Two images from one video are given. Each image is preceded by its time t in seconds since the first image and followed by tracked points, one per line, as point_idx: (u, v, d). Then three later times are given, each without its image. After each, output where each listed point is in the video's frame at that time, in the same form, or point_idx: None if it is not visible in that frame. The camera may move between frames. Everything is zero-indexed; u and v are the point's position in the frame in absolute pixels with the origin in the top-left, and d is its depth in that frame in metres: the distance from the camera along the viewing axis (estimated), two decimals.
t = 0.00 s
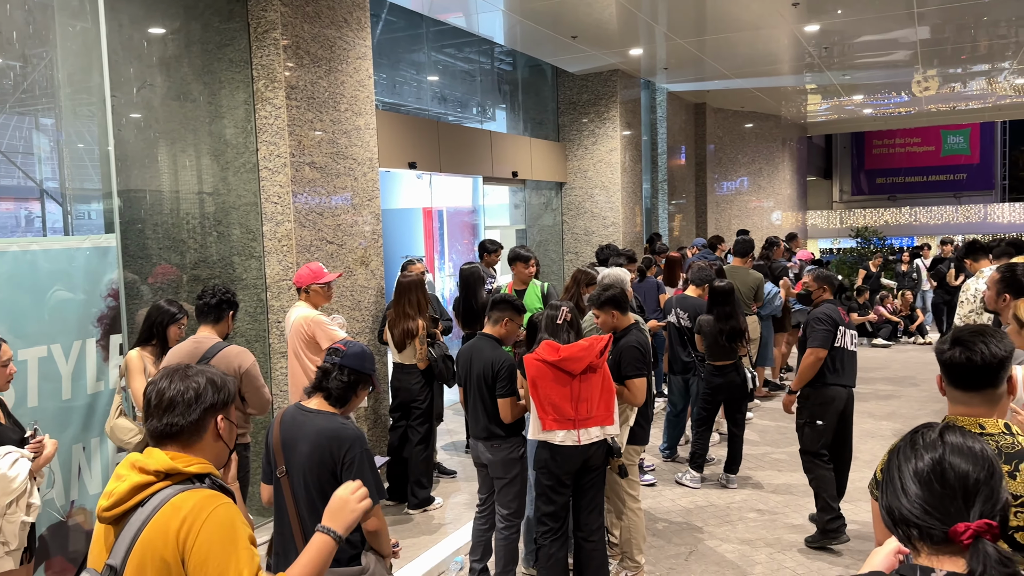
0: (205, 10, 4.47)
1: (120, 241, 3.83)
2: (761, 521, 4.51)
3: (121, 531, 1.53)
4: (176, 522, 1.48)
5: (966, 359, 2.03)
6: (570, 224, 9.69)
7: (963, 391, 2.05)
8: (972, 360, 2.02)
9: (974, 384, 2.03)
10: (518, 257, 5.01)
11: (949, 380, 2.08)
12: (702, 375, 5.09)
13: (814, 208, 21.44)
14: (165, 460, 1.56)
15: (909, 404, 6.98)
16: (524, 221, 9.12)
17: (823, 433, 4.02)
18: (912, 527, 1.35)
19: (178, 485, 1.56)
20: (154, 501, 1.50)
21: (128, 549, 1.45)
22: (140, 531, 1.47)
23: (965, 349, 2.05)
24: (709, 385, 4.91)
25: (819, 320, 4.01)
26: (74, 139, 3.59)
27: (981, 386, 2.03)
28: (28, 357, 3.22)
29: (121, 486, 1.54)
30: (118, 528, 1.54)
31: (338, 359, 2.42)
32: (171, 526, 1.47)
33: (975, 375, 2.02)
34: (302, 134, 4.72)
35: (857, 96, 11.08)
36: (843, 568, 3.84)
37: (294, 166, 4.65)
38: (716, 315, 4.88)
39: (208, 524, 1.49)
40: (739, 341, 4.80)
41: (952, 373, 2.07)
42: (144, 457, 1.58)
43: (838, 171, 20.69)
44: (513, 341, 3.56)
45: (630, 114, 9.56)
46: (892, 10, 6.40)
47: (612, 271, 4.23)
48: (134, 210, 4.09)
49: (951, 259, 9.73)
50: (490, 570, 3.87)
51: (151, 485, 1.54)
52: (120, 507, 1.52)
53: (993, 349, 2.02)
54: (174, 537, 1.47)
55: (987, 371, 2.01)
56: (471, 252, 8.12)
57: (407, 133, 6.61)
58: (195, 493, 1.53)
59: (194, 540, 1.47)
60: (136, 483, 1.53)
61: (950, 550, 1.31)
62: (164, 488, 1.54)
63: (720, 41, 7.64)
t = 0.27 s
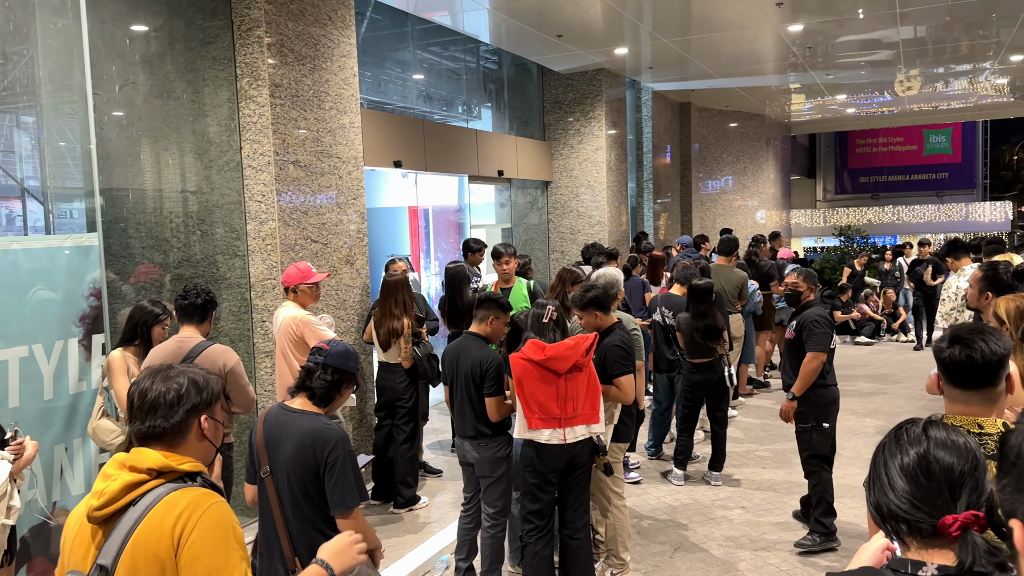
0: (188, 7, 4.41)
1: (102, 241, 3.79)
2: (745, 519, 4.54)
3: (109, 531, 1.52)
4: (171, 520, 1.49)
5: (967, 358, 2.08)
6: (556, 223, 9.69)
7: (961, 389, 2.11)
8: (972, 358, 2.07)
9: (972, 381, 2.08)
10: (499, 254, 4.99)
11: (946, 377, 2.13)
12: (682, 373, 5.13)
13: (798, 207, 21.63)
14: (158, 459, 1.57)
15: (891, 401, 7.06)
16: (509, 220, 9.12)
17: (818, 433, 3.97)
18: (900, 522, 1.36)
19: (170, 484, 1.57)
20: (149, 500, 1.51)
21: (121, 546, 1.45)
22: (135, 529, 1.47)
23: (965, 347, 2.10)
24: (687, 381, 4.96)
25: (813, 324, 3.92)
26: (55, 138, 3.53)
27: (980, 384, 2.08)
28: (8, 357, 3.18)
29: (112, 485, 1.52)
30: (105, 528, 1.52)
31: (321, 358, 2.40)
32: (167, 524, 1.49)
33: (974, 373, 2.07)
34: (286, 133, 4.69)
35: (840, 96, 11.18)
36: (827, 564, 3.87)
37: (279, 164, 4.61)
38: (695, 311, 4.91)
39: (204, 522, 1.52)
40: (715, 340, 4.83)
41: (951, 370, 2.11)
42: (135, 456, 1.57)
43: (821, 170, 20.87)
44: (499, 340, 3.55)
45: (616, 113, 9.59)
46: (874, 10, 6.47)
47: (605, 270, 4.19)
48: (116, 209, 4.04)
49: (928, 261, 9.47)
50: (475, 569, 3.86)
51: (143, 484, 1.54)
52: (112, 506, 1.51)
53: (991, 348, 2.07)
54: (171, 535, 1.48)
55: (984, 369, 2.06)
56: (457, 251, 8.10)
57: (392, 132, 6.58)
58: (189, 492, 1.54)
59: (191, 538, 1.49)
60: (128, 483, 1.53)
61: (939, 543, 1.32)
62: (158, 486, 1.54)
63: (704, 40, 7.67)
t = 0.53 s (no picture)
0: (171, 4, 4.36)
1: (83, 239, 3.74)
2: (730, 515, 4.57)
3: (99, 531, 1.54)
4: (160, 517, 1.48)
5: (987, 358, 2.17)
6: (541, 221, 9.69)
7: (973, 385, 2.23)
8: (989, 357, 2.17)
9: (987, 381, 2.19)
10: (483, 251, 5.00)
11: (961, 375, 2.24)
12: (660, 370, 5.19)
13: (782, 205, 21.81)
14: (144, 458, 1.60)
15: (874, 398, 7.14)
16: (495, 218, 9.10)
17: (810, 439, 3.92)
18: (885, 516, 1.37)
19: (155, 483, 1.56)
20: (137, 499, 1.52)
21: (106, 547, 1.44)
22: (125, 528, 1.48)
23: (981, 346, 2.20)
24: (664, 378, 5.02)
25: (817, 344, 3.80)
26: (36, 135, 3.48)
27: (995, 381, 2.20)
28: None
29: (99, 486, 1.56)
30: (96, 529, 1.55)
31: (303, 357, 2.40)
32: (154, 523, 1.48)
33: (990, 372, 2.17)
34: (270, 131, 4.65)
35: (823, 95, 11.28)
36: (811, 559, 3.90)
37: (262, 162, 4.57)
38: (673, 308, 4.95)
39: (194, 521, 1.50)
40: (683, 337, 4.89)
41: (968, 369, 2.22)
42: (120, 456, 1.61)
43: (805, 169, 21.04)
44: (484, 338, 3.55)
45: (601, 112, 9.61)
46: (856, 10, 6.54)
47: (589, 269, 4.19)
48: (98, 207, 3.99)
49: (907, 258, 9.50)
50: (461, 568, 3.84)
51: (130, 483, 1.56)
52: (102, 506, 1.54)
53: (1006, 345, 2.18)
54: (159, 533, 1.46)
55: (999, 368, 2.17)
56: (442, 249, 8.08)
57: (376, 129, 6.54)
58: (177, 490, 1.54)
59: (182, 540, 1.46)
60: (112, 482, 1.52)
61: (923, 537, 1.33)
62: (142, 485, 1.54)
63: (689, 39, 7.71)
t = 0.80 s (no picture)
0: None
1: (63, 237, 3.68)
2: (713, 512, 4.60)
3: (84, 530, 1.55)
4: (153, 519, 1.51)
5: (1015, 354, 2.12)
6: (525, 219, 9.69)
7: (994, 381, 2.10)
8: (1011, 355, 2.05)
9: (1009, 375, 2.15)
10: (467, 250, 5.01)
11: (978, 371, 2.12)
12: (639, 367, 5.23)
13: (764, 203, 22.01)
14: (133, 458, 1.60)
15: (854, 395, 7.22)
16: (479, 216, 9.09)
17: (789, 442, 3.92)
18: (861, 513, 1.37)
19: (146, 484, 1.59)
20: (128, 499, 1.54)
21: (98, 546, 1.48)
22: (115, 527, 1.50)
23: (1002, 343, 2.08)
24: (643, 375, 5.06)
25: (806, 354, 3.77)
26: (15, 132, 3.43)
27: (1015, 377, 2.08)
28: None
29: (84, 486, 1.54)
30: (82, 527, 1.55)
31: (284, 356, 2.37)
32: (150, 524, 1.51)
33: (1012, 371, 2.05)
34: (251, 128, 4.60)
35: (805, 94, 11.38)
36: (794, 554, 3.94)
37: (244, 160, 4.52)
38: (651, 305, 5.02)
39: (188, 522, 1.54)
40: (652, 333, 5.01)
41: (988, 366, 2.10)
42: (104, 455, 1.59)
43: (787, 168, 21.23)
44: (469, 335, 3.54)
45: (585, 110, 9.62)
46: (837, 10, 6.60)
47: (573, 266, 4.17)
48: (77, 205, 3.95)
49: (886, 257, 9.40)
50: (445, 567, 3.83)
51: (118, 484, 1.57)
52: (88, 506, 1.53)
53: None
54: (152, 534, 1.50)
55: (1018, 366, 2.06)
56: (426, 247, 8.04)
57: (358, 126, 6.51)
58: (169, 491, 1.58)
59: (176, 538, 1.51)
60: (103, 483, 1.55)
61: (899, 533, 1.34)
62: (134, 486, 1.57)
63: (672, 38, 7.74)
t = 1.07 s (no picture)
0: None
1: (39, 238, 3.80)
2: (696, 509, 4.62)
3: (69, 534, 1.52)
4: (142, 525, 1.51)
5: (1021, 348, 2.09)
6: (510, 218, 9.68)
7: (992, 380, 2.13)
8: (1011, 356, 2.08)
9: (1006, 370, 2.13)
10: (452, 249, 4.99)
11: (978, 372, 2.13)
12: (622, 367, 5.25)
13: (747, 202, 22.18)
14: (119, 462, 1.57)
15: (836, 393, 7.29)
16: (463, 215, 9.08)
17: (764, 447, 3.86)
18: (840, 514, 1.37)
19: (132, 488, 1.57)
20: (115, 503, 1.52)
21: (83, 552, 1.46)
22: (102, 530, 1.48)
23: (997, 343, 2.10)
24: (627, 375, 5.08)
25: (785, 360, 3.70)
26: None
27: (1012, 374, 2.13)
28: None
29: (71, 489, 1.51)
30: (67, 530, 1.52)
31: (267, 356, 2.34)
32: (137, 529, 1.50)
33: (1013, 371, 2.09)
34: (233, 126, 4.54)
35: (787, 93, 11.47)
36: (777, 551, 3.95)
37: (225, 158, 4.47)
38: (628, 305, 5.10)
39: (175, 529, 1.54)
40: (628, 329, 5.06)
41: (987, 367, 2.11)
42: (92, 457, 1.56)
43: (769, 167, 21.40)
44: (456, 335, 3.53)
45: (569, 109, 9.62)
46: (818, 9, 6.66)
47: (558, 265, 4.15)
48: (56, 204, 3.94)
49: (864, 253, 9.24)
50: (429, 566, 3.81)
51: (105, 487, 1.54)
52: (75, 509, 1.51)
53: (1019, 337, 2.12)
54: (140, 539, 1.49)
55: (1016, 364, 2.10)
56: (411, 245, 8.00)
57: (341, 125, 6.46)
58: (156, 496, 1.57)
59: (162, 543, 1.51)
60: (90, 486, 1.52)
61: (877, 533, 1.35)
62: (120, 490, 1.55)
63: (656, 37, 7.75)
